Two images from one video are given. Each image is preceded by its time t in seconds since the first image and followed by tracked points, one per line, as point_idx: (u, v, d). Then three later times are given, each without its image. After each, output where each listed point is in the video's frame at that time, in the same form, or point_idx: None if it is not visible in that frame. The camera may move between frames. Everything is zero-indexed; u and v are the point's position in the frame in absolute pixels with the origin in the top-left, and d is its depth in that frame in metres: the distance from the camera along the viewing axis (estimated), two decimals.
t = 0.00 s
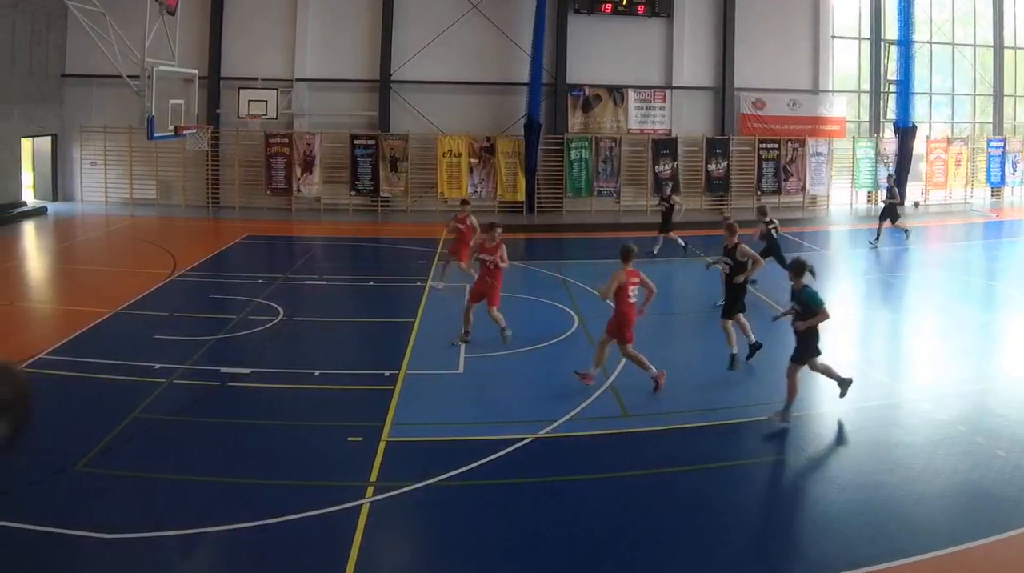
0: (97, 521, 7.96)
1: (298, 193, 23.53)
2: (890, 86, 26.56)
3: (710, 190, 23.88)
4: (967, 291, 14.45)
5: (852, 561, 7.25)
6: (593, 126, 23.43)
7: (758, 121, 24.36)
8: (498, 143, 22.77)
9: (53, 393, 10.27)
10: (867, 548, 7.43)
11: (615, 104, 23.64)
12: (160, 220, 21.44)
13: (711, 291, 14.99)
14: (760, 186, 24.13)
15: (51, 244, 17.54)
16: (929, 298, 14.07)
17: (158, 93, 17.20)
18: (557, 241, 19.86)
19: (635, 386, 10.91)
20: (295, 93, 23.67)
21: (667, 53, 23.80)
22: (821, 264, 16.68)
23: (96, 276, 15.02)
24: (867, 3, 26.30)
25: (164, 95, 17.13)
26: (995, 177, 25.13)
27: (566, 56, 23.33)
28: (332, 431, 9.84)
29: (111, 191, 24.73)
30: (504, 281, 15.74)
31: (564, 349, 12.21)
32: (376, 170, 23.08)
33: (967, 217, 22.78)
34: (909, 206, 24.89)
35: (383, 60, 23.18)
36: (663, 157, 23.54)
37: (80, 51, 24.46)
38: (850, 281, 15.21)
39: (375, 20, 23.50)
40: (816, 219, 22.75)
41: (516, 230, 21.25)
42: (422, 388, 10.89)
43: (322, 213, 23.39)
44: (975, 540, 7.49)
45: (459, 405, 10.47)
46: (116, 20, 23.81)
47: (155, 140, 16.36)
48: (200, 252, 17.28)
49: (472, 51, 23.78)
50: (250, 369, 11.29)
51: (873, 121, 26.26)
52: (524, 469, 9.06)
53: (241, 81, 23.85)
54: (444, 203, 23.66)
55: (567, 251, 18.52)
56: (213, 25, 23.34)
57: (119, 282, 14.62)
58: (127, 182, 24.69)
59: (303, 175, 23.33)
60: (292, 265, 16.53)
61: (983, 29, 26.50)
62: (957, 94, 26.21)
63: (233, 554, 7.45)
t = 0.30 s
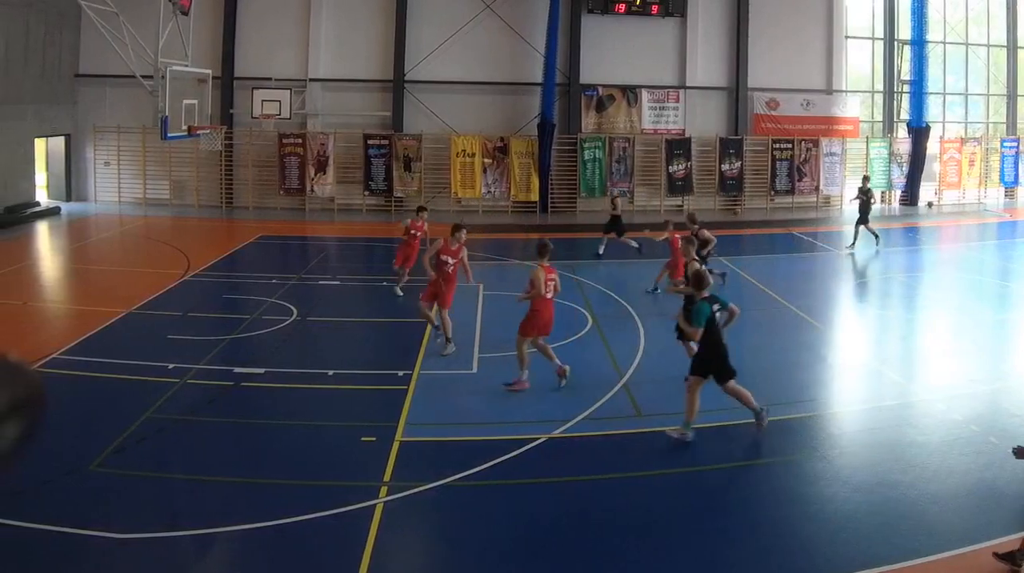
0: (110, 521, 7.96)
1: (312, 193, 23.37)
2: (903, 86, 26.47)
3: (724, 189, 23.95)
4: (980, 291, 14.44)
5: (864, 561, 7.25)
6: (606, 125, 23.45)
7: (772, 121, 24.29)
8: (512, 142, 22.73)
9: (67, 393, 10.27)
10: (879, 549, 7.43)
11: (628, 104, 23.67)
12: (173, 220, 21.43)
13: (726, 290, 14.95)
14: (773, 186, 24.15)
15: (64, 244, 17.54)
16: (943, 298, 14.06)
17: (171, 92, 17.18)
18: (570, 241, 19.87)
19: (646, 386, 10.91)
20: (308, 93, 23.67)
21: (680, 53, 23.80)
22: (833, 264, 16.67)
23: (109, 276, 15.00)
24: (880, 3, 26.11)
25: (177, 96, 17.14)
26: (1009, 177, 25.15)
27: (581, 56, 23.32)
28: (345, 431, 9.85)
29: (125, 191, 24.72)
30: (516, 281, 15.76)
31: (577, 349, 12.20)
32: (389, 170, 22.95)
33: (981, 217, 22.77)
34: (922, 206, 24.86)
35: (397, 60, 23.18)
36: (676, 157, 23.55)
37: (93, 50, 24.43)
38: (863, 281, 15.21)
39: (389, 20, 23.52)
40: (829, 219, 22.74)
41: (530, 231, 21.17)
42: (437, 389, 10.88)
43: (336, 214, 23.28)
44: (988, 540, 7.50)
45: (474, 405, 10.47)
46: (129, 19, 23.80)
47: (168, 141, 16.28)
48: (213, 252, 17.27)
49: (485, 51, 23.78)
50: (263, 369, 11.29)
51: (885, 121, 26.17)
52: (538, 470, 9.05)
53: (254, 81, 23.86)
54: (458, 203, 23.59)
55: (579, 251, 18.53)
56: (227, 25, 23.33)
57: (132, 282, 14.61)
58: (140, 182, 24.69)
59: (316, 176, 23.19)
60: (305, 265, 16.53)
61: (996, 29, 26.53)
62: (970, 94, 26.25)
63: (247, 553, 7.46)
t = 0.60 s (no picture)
0: (124, 521, 7.96)
1: (326, 193, 23.46)
2: (916, 86, 26.35)
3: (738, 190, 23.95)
4: (995, 291, 14.42)
5: (877, 561, 7.24)
6: (620, 125, 23.35)
7: (786, 121, 24.21)
8: (525, 142, 22.80)
9: (80, 392, 10.28)
10: (892, 549, 7.42)
11: (641, 105, 23.57)
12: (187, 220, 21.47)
13: (739, 290, 14.95)
14: (787, 186, 24.19)
15: (78, 244, 17.57)
16: (957, 298, 14.06)
17: (185, 93, 17.19)
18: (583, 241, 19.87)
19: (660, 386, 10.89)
20: (322, 93, 23.68)
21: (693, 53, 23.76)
22: (846, 264, 16.66)
23: (122, 276, 15.01)
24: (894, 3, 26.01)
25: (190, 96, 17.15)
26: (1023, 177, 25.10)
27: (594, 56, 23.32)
28: (359, 431, 9.85)
29: (139, 192, 24.70)
30: (531, 282, 15.77)
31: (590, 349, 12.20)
32: (403, 170, 23.04)
33: (995, 217, 22.72)
34: (937, 206, 24.82)
35: (410, 61, 23.20)
36: (690, 157, 23.46)
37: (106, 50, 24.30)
38: (876, 281, 15.21)
39: (403, 20, 23.50)
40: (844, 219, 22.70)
41: (545, 231, 21.20)
42: (451, 388, 10.90)
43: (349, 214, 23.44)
44: (1003, 541, 7.49)
45: (489, 405, 10.47)
46: (141, 19, 23.80)
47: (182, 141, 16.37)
48: (226, 252, 17.27)
49: (498, 51, 23.79)
50: (276, 369, 11.29)
51: (899, 121, 26.00)
52: (552, 470, 9.05)
53: (268, 82, 23.85)
54: (471, 203, 23.68)
55: (592, 251, 18.54)
56: (240, 25, 23.33)
57: (146, 282, 14.61)
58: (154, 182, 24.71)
59: (329, 175, 23.30)
60: (319, 265, 16.53)
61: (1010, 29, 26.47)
62: (982, 93, 26.20)
63: (260, 553, 7.46)
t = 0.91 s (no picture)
0: (138, 521, 7.96)
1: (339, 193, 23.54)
2: (930, 86, 26.29)
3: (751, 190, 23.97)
4: (1009, 291, 14.41)
5: (890, 562, 7.23)
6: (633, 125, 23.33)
7: (800, 121, 24.16)
8: (539, 142, 22.76)
9: (94, 393, 10.28)
10: (904, 549, 7.42)
11: (655, 105, 23.57)
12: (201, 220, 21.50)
13: (753, 290, 14.95)
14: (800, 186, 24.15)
15: (92, 244, 17.59)
16: (971, 298, 14.04)
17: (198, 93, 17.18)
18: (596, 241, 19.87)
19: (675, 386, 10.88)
20: (335, 93, 23.67)
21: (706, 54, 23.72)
22: (859, 264, 16.66)
23: (136, 276, 15.02)
24: (908, 3, 25.89)
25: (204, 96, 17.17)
26: None
27: (608, 56, 23.30)
28: (373, 431, 9.85)
29: (152, 191, 24.73)
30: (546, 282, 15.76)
31: (602, 349, 12.19)
32: (416, 170, 23.07)
33: (1009, 217, 22.70)
34: (950, 206, 24.94)
35: (424, 61, 23.20)
36: (703, 157, 23.57)
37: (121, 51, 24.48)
38: (890, 281, 15.21)
39: (418, 20, 23.48)
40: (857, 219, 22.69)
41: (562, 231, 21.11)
42: (464, 388, 10.91)
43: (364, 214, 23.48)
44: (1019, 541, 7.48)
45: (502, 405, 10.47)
46: (154, 19, 23.81)
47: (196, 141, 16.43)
48: (239, 252, 17.28)
49: (512, 51, 23.77)
50: (290, 369, 11.29)
51: (913, 122, 25.90)
52: (566, 470, 9.04)
53: (282, 82, 23.84)
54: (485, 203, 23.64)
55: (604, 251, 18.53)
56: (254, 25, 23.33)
57: (160, 282, 14.62)
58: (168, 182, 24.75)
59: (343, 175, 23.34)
60: (332, 265, 16.53)
61: None
62: (996, 94, 26.17)
63: (274, 554, 7.45)
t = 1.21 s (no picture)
0: (151, 521, 7.95)
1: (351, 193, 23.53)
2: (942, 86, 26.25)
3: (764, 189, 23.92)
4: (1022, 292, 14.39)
5: (904, 562, 7.24)
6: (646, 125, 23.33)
7: (812, 121, 24.13)
8: (551, 142, 22.77)
9: (108, 392, 10.30)
10: (918, 549, 7.41)
11: (667, 105, 23.57)
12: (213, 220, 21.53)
13: (765, 290, 14.95)
14: (813, 186, 24.11)
15: (104, 244, 17.62)
16: (983, 298, 14.04)
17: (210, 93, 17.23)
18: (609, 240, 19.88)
19: (686, 386, 10.88)
20: (348, 92, 23.70)
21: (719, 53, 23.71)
22: (871, 264, 16.66)
23: (149, 276, 15.03)
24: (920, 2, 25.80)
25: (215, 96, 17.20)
26: None
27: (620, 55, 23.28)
28: (384, 431, 9.84)
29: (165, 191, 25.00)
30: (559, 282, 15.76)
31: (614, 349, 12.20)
32: (429, 170, 23.08)
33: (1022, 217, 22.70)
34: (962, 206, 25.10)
35: (436, 61, 23.21)
36: (715, 157, 23.55)
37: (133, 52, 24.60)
38: (902, 281, 15.20)
39: (431, 21, 23.49)
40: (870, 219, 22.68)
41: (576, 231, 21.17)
42: (476, 388, 10.90)
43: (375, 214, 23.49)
44: None
45: (513, 405, 10.47)
46: (166, 19, 23.83)
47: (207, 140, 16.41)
48: (252, 252, 17.28)
49: (525, 51, 23.77)
50: (302, 369, 11.30)
51: (925, 121, 25.59)
52: (578, 470, 9.04)
53: (295, 81, 23.84)
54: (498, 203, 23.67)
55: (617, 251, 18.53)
56: (266, 24, 23.34)
57: (172, 282, 14.64)
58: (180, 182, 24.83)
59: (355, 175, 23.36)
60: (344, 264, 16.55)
61: None
62: (1009, 94, 26.16)
63: (286, 554, 7.45)
